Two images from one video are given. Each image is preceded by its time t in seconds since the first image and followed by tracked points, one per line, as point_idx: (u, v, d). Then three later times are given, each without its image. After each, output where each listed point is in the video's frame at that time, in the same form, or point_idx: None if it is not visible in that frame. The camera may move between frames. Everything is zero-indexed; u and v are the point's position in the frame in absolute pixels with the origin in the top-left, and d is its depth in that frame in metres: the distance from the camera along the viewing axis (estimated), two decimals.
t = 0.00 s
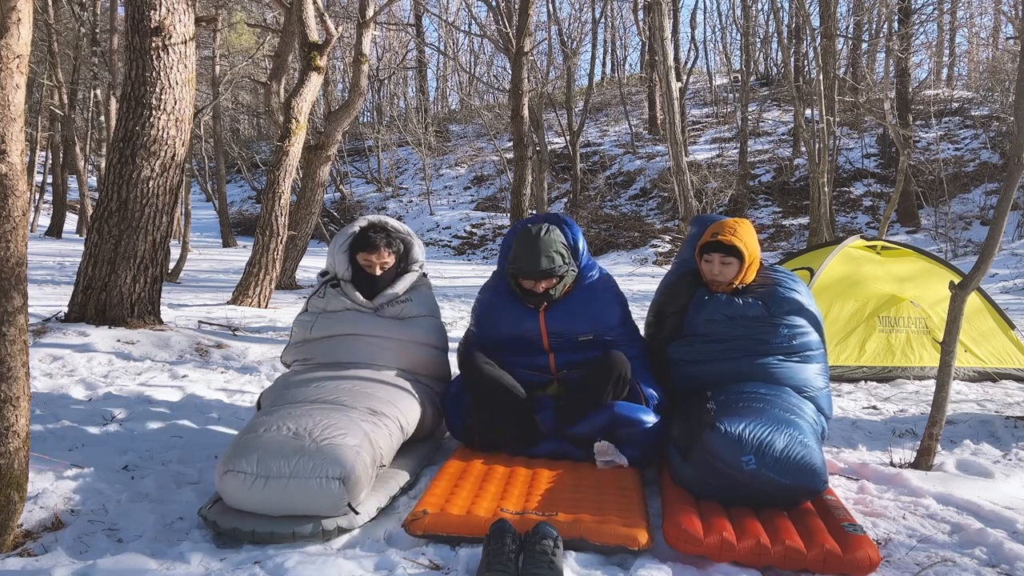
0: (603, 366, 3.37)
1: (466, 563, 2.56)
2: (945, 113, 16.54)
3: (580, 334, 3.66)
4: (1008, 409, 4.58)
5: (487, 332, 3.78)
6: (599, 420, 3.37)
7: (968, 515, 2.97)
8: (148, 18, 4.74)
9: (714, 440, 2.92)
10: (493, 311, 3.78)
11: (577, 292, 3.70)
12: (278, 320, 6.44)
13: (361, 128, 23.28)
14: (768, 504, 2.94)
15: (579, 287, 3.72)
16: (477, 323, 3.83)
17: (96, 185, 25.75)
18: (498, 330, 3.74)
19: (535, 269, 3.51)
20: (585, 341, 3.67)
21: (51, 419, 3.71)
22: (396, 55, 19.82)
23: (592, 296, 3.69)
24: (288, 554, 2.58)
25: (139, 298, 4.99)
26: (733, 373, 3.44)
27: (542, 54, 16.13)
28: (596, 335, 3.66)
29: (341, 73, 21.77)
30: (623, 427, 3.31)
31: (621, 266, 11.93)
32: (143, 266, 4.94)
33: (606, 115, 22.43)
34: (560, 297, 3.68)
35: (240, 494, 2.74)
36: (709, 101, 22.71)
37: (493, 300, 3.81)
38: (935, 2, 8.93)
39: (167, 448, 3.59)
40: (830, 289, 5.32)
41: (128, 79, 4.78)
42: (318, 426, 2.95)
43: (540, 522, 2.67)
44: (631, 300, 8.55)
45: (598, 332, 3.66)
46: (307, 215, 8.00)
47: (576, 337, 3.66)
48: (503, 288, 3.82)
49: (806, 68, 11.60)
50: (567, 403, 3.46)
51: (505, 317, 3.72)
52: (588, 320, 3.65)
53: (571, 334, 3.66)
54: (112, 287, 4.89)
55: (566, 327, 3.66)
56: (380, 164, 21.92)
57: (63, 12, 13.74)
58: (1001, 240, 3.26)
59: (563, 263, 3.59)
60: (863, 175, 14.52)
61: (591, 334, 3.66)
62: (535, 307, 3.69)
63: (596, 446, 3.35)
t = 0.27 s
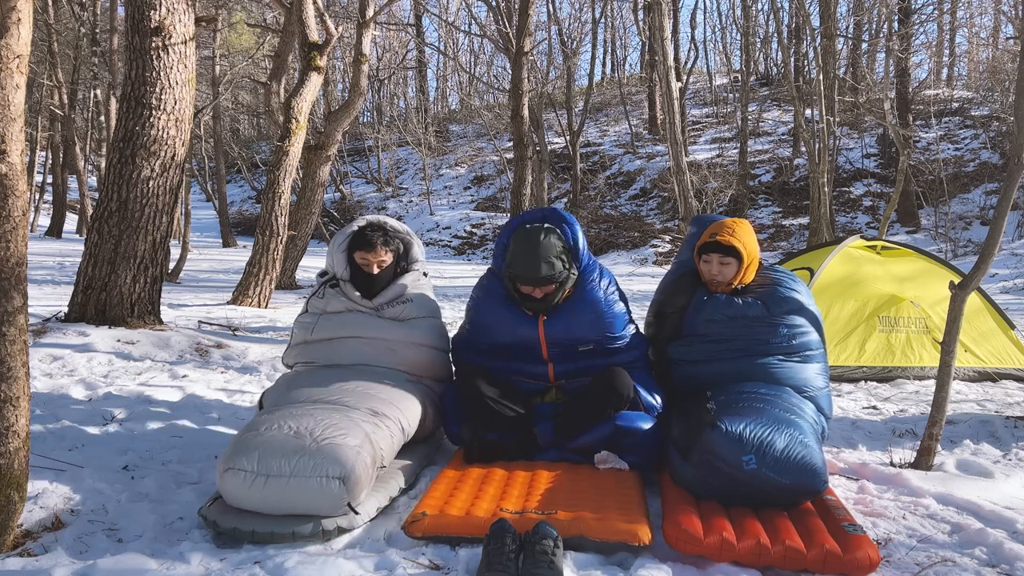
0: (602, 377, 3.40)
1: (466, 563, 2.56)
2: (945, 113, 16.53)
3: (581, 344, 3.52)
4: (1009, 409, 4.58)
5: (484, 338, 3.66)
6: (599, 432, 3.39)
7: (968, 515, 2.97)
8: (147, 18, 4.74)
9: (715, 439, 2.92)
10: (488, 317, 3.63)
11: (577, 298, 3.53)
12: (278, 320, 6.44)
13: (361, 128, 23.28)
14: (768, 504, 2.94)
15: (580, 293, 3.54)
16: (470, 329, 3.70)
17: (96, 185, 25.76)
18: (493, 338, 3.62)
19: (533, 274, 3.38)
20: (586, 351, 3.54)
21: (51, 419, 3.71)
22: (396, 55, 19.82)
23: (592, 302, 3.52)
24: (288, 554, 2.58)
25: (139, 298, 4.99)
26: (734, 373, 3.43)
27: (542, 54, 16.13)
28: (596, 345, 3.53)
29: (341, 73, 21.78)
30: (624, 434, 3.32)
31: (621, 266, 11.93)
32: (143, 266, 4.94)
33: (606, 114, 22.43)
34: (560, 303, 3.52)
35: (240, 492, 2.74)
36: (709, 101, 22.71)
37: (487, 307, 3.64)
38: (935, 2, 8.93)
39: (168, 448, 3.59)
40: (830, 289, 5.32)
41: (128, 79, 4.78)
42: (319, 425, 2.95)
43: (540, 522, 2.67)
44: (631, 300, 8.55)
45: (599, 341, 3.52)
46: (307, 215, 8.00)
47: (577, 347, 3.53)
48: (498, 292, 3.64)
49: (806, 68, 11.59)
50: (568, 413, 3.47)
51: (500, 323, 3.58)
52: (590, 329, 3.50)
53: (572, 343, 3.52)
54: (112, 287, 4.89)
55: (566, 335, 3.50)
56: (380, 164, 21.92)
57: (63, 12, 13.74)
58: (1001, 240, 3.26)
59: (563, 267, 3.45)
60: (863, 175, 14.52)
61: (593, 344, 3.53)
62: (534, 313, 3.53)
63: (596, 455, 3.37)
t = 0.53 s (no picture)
0: (609, 397, 3.38)
1: (466, 564, 2.56)
2: (945, 113, 16.53)
3: (582, 359, 3.46)
4: (1009, 409, 4.58)
5: (481, 346, 3.57)
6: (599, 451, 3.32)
7: (968, 515, 2.97)
8: (148, 18, 4.74)
9: (715, 439, 2.92)
10: (483, 327, 3.52)
11: (579, 312, 3.40)
12: (278, 320, 6.44)
13: (361, 128, 23.29)
14: (768, 504, 2.94)
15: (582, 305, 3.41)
16: (464, 338, 3.62)
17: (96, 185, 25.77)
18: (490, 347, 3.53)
19: (531, 286, 3.22)
20: (586, 366, 3.48)
21: (51, 419, 3.70)
22: (396, 55, 19.83)
23: (595, 315, 3.40)
24: (288, 554, 2.58)
25: (139, 298, 4.99)
26: (734, 373, 3.43)
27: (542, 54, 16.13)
28: (599, 359, 3.48)
29: (341, 73, 21.78)
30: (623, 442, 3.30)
31: (621, 266, 11.93)
32: (143, 266, 4.93)
33: (606, 114, 22.42)
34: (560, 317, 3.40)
35: (239, 491, 2.74)
36: (709, 101, 22.71)
37: (484, 315, 3.51)
38: (935, 2, 8.92)
39: (168, 448, 3.59)
40: (830, 289, 5.32)
41: (128, 79, 4.78)
42: (319, 425, 2.96)
43: (539, 521, 2.67)
44: (631, 300, 8.55)
45: (601, 357, 3.46)
46: (307, 215, 8.00)
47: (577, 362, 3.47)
48: (495, 302, 3.49)
49: (806, 69, 11.59)
50: (568, 426, 3.39)
51: (496, 335, 3.48)
52: (591, 344, 3.42)
53: (572, 358, 3.45)
54: (112, 287, 4.89)
55: (566, 349, 3.42)
56: (380, 164, 21.91)
57: (63, 12, 13.74)
58: (1001, 240, 3.26)
59: (564, 279, 3.29)
60: (863, 175, 14.52)
61: (594, 360, 3.47)
62: (532, 328, 3.42)
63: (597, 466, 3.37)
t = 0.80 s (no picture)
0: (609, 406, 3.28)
1: (466, 563, 2.56)
2: (945, 113, 16.53)
3: (580, 374, 3.36)
4: (1009, 409, 4.58)
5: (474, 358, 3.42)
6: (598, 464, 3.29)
7: (968, 515, 2.97)
8: (148, 18, 4.74)
9: (715, 439, 2.91)
10: (475, 340, 3.36)
11: (576, 328, 3.25)
12: (278, 320, 6.44)
13: (361, 128, 23.29)
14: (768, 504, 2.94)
15: (580, 320, 3.26)
16: (455, 349, 3.46)
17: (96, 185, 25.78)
18: (483, 361, 3.40)
19: (524, 304, 3.03)
20: (583, 381, 3.39)
21: (51, 419, 3.70)
22: (396, 55, 19.83)
23: (592, 331, 3.26)
24: (287, 554, 2.58)
25: (139, 298, 4.99)
26: (734, 373, 3.43)
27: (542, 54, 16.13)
28: (596, 373, 3.38)
29: (340, 72, 21.78)
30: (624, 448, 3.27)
31: (621, 266, 11.93)
32: (143, 266, 4.93)
33: (606, 114, 22.42)
34: (556, 332, 3.25)
35: (239, 494, 2.75)
36: (709, 101, 22.71)
37: (476, 327, 3.34)
38: (935, 2, 8.93)
39: (168, 448, 3.59)
40: (830, 289, 5.33)
41: (128, 79, 4.78)
42: (318, 426, 2.97)
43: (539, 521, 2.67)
44: (631, 300, 8.55)
45: (598, 370, 3.36)
46: (307, 215, 8.00)
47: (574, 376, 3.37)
48: (488, 315, 3.32)
49: (806, 69, 11.59)
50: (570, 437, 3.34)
51: (490, 349, 3.34)
52: (589, 359, 3.32)
53: (569, 372, 3.35)
54: (112, 287, 4.89)
55: (563, 363, 3.31)
56: (379, 164, 21.91)
57: (63, 12, 13.74)
58: (1001, 240, 3.26)
59: (561, 293, 3.11)
60: (863, 175, 14.52)
61: (591, 376, 3.38)
62: (527, 344, 3.27)
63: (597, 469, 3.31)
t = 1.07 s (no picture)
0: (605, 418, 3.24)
1: (466, 563, 2.56)
2: (945, 113, 16.52)
3: (573, 380, 3.26)
4: (1009, 409, 4.58)
5: (464, 364, 3.32)
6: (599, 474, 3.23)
7: (968, 515, 2.97)
8: (148, 18, 4.74)
9: (715, 438, 2.92)
10: (466, 346, 3.26)
11: (568, 334, 3.12)
12: (278, 320, 6.44)
13: (361, 128, 23.29)
14: (768, 504, 2.94)
15: (572, 325, 3.12)
16: (446, 355, 3.36)
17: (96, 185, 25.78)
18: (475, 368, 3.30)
19: (513, 311, 2.89)
20: (577, 387, 3.28)
21: (51, 419, 3.71)
22: (396, 55, 19.84)
23: (586, 336, 3.14)
24: (288, 554, 2.58)
25: (139, 298, 4.99)
26: (734, 373, 3.43)
27: (542, 54, 16.13)
28: (591, 378, 3.27)
29: (341, 72, 21.79)
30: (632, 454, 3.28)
31: (621, 266, 11.93)
32: (143, 266, 4.93)
33: (606, 115, 22.42)
34: (548, 338, 3.12)
35: (240, 494, 2.75)
36: (708, 101, 22.71)
37: (466, 334, 3.23)
38: (935, 3, 8.93)
39: (168, 448, 3.59)
40: (830, 289, 5.33)
41: (128, 79, 4.78)
42: (320, 426, 2.97)
43: (539, 521, 2.67)
44: (631, 300, 8.54)
45: (593, 375, 3.27)
46: (307, 215, 8.00)
47: (567, 382, 3.26)
48: (476, 320, 3.19)
49: (806, 69, 11.59)
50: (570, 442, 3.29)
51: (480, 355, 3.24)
52: (583, 365, 3.22)
53: (562, 378, 3.23)
54: (112, 287, 4.89)
55: (556, 369, 3.19)
56: (379, 164, 21.92)
57: (63, 12, 13.75)
58: (1001, 240, 3.26)
59: (552, 298, 2.97)
60: (863, 175, 14.52)
61: (585, 382, 3.27)
62: (517, 350, 3.15)
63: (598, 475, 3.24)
